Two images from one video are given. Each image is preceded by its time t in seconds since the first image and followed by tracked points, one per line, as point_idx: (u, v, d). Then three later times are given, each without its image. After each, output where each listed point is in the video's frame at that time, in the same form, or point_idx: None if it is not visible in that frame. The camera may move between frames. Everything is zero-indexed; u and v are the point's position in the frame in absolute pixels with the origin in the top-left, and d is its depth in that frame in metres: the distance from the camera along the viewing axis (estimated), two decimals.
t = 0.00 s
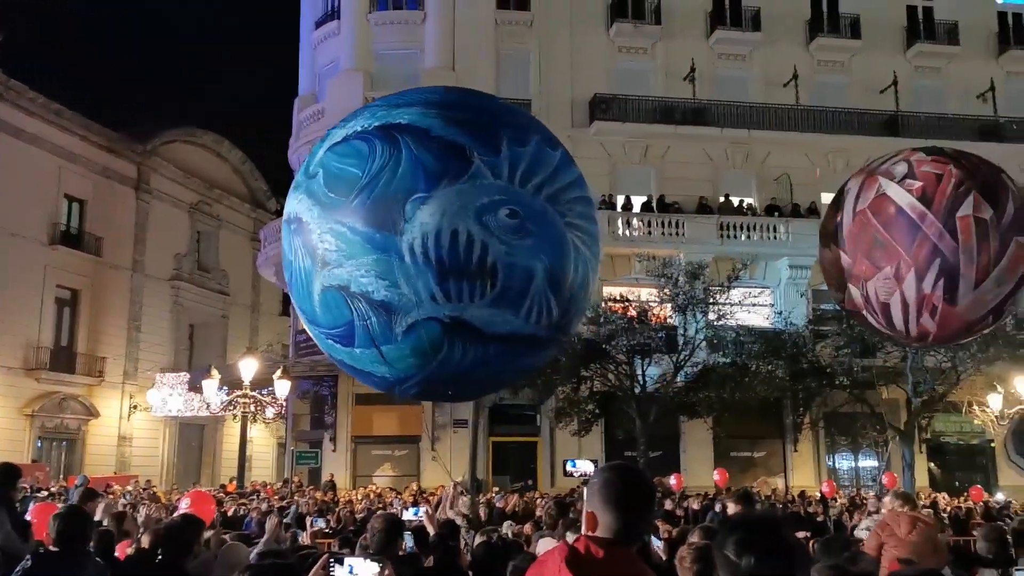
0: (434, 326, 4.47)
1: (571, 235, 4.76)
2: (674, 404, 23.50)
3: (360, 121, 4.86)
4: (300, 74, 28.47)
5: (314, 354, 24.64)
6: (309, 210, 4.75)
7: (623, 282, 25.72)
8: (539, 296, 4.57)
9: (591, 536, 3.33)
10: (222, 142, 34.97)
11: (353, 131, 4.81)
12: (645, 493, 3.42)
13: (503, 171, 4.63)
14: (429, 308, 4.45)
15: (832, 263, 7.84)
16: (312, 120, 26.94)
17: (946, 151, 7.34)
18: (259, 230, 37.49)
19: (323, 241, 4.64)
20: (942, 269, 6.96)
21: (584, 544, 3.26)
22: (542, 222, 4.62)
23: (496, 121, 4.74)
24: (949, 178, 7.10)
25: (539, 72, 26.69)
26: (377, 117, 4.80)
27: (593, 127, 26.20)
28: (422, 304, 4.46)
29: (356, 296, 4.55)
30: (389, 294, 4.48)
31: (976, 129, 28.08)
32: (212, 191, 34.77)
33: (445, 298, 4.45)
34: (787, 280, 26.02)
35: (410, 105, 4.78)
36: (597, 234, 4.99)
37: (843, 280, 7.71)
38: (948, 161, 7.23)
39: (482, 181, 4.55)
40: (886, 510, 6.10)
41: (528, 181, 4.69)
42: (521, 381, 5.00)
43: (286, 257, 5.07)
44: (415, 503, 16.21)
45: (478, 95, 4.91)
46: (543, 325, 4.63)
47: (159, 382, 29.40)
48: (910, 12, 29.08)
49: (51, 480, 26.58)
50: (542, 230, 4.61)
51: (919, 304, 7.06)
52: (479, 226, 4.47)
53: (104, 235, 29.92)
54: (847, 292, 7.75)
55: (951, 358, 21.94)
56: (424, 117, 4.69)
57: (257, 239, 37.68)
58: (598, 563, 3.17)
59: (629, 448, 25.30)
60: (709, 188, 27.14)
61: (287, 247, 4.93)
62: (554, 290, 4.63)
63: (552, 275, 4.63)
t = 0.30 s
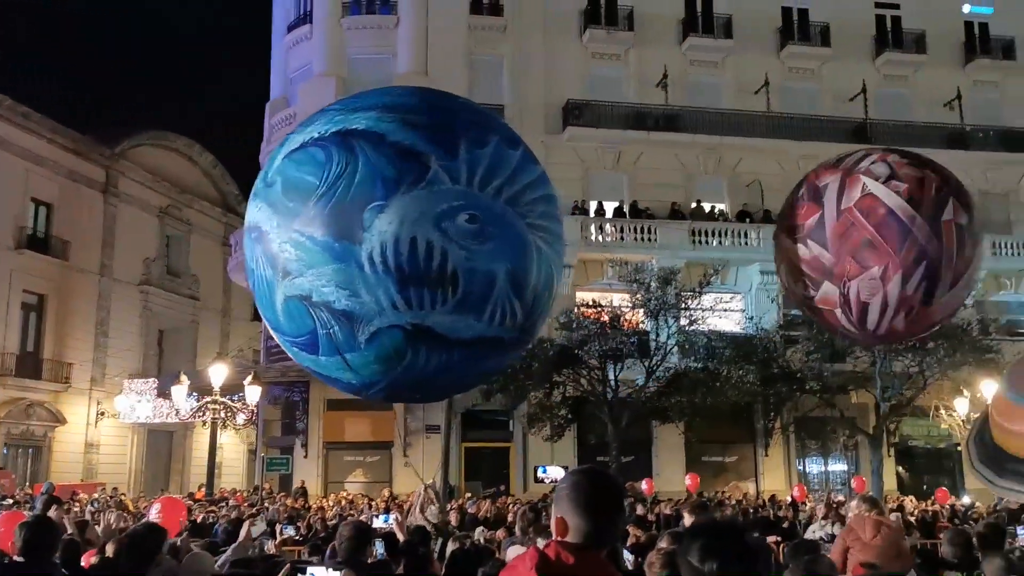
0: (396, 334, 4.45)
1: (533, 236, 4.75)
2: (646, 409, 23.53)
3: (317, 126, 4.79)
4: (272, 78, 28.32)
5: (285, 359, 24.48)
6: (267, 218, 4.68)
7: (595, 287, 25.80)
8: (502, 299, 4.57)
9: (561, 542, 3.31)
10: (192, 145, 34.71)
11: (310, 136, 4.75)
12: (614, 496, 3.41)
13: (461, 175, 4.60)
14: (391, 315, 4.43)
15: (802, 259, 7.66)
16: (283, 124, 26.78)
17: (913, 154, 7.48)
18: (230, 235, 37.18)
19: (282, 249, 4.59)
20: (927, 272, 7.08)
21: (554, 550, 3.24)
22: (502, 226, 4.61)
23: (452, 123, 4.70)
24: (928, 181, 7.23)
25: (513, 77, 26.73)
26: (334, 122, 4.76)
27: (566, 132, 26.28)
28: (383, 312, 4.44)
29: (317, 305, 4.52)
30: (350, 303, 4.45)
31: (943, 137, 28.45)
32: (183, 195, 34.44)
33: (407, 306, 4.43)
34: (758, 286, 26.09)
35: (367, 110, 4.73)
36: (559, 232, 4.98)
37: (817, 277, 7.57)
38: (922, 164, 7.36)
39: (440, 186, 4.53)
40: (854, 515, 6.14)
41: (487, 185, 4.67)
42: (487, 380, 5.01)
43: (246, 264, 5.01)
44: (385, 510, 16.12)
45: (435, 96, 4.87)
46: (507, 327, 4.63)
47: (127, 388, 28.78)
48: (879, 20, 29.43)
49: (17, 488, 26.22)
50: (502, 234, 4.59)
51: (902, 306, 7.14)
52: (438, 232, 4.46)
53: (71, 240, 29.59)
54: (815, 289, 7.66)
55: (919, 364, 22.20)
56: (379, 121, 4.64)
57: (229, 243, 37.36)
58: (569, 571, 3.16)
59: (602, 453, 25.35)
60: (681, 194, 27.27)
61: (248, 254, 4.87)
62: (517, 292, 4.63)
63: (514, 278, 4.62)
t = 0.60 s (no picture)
0: (367, 356, 4.45)
1: (504, 256, 4.73)
2: (624, 413, 23.64)
3: (288, 143, 4.73)
4: (251, 79, 28.25)
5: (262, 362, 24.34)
6: (238, 237, 4.66)
7: (574, 290, 25.87)
8: (472, 320, 4.57)
9: (533, 543, 3.30)
10: (169, 146, 34.46)
11: (280, 154, 4.69)
12: (587, 496, 3.41)
13: (432, 197, 4.57)
14: (362, 339, 4.42)
15: (782, 248, 7.50)
16: (262, 126, 26.72)
17: (885, 158, 7.58)
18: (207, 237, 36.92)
19: (253, 270, 4.57)
20: (901, 270, 7.13)
21: (527, 551, 3.23)
22: (473, 248, 4.59)
23: (423, 142, 4.65)
24: (903, 183, 7.35)
25: (492, 80, 26.74)
26: (303, 138, 4.69)
27: (545, 136, 26.24)
28: (354, 335, 4.43)
29: (288, 327, 4.50)
30: (320, 326, 4.44)
31: (918, 144, 28.72)
32: (159, 196, 34.18)
33: (377, 330, 4.42)
34: (735, 290, 26.28)
35: (337, 127, 4.66)
36: (532, 247, 4.96)
37: (797, 268, 7.42)
38: (891, 167, 7.44)
39: (410, 210, 4.49)
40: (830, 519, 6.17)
41: (458, 207, 4.64)
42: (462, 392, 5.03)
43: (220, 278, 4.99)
44: (362, 513, 16.02)
45: (407, 111, 4.81)
46: (478, 345, 4.63)
47: (102, 390, 28.64)
48: (855, 28, 29.73)
49: None
50: (473, 256, 4.58)
51: (875, 301, 7.15)
52: (408, 257, 4.44)
53: (45, 240, 29.29)
54: (791, 281, 7.52)
55: (894, 368, 22.37)
56: (349, 141, 4.58)
57: (206, 245, 37.09)
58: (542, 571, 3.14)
59: (579, 457, 25.39)
60: (660, 199, 27.36)
61: (220, 270, 4.86)
62: (488, 313, 4.62)
63: (485, 299, 4.61)
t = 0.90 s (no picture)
0: (341, 384, 4.32)
1: (480, 284, 4.55)
2: (604, 414, 23.87)
3: (264, 165, 4.48)
4: (230, 78, 28.08)
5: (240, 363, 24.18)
6: (212, 258, 4.47)
7: (554, 292, 25.93)
8: (447, 350, 4.42)
9: (507, 543, 3.28)
10: (146, 145, 34.18)
11: (256, 176, 4.46)
12: (559, 495, 3.42)
13: (410, 229, 4.35)
14: (336, 368, 4.28)
15: (761, 239, 6.24)
16: (241, 125, 26.54)
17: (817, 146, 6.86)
18: (185, 236, 36.64)
19: (228, 294, 4.40)
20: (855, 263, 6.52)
21: (500, 552, 3.21)
22: (449, 280, 4.40)
23: (402, 169, 4.41)
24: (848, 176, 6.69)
25: (473, 81, 26.74)
26: (280, 160, 4.45)
27: (526, 137, 26.22)
28: (329, 364, 4.28)
29: (263, 352, 4.35)
30: (295, 354, 4.29)
31: (895, 148, 28.95)
32: (136, 196, 33.89)
33: (352, 360, 4.27)
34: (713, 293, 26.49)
35: (314, 150, 4.42)
36: (510, 270, 4.78)
37: (777, 260, 6.25)
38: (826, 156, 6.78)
39: (387, 243, 4.29)
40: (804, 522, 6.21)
41: (437, 238, 4.43)
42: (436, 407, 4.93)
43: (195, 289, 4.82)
44: (341, 515, 15.95)
45: (386, 130, 4.54)
46: (452, 371, 4.50)
47: (76, 391, 28.09)
48: (833, 32, 29.99)
49: None
50: (449, 288, 4.39)
51: (833, 294, 6.44)
52: (384, 291, 4.25)
53: (20, 239, 28.96)
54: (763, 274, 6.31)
55: (870, 371, 22.52)
56: (327, 168, 4.35)
57: (184, 245, 36.82)
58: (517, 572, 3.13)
59: (558, 458, 25.42)
60: (640, 201, 27.42)
61: (195, 284, 4.68)
62: (463, 341, 4.47)
63: (461, 329, 4.45)
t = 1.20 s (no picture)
0: (317, 417, 4.30)
1: (457, 321, 4.50)
2: (583, 416, 23.83)
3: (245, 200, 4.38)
4: (209, 78, 27.90)
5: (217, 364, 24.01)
6: (193, 289, 4.41)
7: (533, 295, 26.01)
8: (423, 385, 4.40)
9: (476, 548, 3.26)
10: (123, 144, 33.89)
11: (237, 211, 4.36)
12: (529, 496, 3.41)
13: (390, 273, 4.27)
14: (314, 404, 4.26)
15: (734, 243, 6.13)
16: (218, 125, 26.33)
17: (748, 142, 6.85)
18: (162, 236, 36.34)
19: (208, 328, 4.35)
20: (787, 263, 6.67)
21: (469, 556, 3.19)
22: (426, 321, 4.36)
23: (383, 209, 4.31)
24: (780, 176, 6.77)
25: (454, 83, 26.72)
26: (261, 197, 4.35)
27: (506, 139, 26.20)
28: (306, 400, 4.26)
29: (242, 384, 4.32)
30: (272, 389, 4.26)
31: (872, 154, 29.20)
32: (113, 195, 33.58)
33: (329, 397, 4.24)
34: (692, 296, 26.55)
35: (295, 188, 4.31)
36: (487, 301, 4.72)
37: (745, 264, 6.17)
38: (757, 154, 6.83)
39: (366, 286, 4.22)
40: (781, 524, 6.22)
41: (416, 279, 4.35)
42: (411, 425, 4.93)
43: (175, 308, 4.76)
44: (318, 517, 15.84)
45: (368, 162, 4.42)
46: (426, 402, 4.49)
47: (50, 392, 28.20)
48: (812, 39, 30.21)
49: None
50: (426, 329, 4.36)
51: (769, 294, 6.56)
52: (362, 334, 4.21)
53: None
54: (727, 276, 6.21)
55: (847, 375, 22.67)
56: (308, 209, 4.25)
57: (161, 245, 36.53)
58: None
59: (537, 460, 25.41)
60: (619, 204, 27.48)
61: (175, 309, 4.62)
62: (438, 374, 4.46)
63: (437, 365, 4.43)
